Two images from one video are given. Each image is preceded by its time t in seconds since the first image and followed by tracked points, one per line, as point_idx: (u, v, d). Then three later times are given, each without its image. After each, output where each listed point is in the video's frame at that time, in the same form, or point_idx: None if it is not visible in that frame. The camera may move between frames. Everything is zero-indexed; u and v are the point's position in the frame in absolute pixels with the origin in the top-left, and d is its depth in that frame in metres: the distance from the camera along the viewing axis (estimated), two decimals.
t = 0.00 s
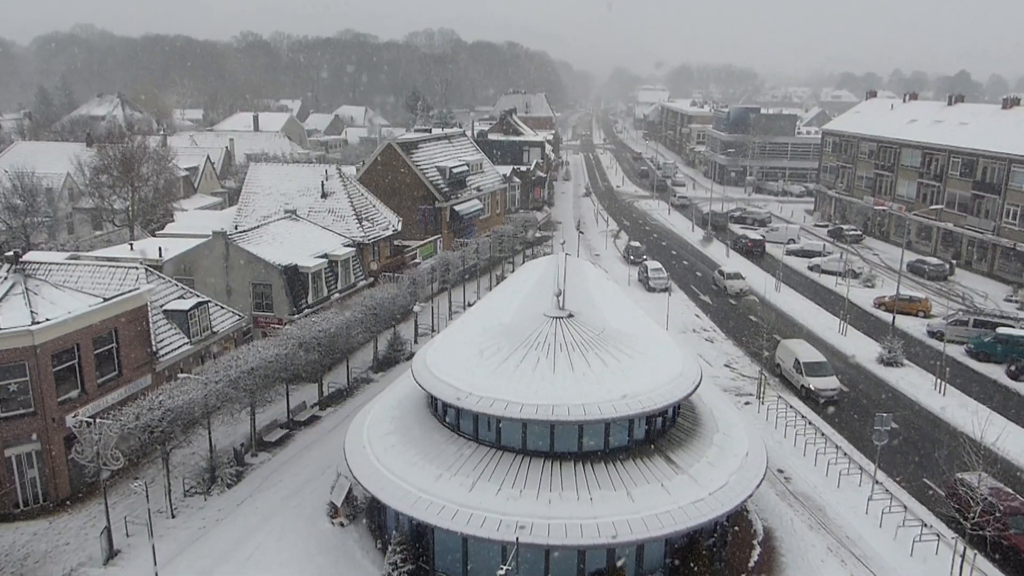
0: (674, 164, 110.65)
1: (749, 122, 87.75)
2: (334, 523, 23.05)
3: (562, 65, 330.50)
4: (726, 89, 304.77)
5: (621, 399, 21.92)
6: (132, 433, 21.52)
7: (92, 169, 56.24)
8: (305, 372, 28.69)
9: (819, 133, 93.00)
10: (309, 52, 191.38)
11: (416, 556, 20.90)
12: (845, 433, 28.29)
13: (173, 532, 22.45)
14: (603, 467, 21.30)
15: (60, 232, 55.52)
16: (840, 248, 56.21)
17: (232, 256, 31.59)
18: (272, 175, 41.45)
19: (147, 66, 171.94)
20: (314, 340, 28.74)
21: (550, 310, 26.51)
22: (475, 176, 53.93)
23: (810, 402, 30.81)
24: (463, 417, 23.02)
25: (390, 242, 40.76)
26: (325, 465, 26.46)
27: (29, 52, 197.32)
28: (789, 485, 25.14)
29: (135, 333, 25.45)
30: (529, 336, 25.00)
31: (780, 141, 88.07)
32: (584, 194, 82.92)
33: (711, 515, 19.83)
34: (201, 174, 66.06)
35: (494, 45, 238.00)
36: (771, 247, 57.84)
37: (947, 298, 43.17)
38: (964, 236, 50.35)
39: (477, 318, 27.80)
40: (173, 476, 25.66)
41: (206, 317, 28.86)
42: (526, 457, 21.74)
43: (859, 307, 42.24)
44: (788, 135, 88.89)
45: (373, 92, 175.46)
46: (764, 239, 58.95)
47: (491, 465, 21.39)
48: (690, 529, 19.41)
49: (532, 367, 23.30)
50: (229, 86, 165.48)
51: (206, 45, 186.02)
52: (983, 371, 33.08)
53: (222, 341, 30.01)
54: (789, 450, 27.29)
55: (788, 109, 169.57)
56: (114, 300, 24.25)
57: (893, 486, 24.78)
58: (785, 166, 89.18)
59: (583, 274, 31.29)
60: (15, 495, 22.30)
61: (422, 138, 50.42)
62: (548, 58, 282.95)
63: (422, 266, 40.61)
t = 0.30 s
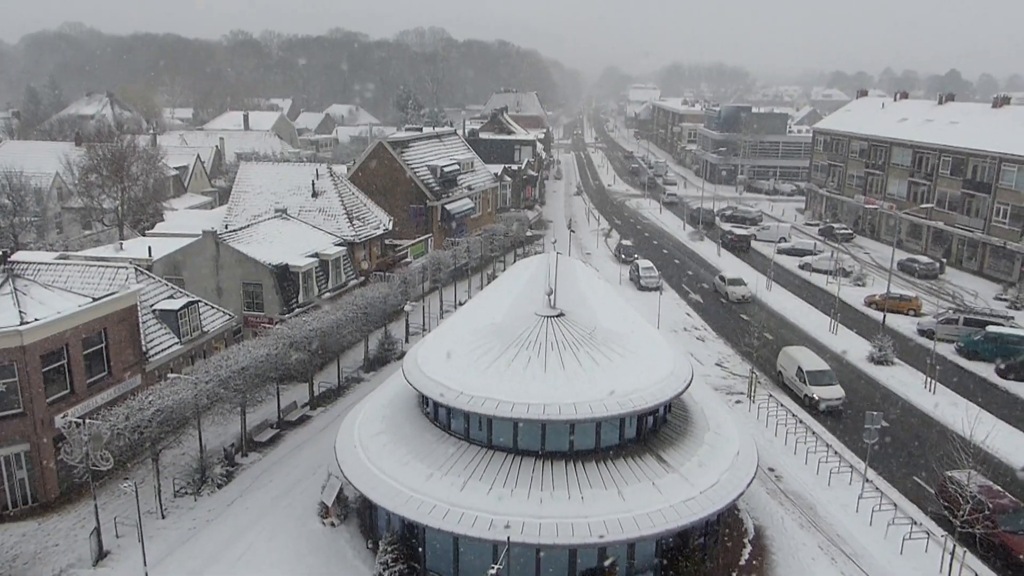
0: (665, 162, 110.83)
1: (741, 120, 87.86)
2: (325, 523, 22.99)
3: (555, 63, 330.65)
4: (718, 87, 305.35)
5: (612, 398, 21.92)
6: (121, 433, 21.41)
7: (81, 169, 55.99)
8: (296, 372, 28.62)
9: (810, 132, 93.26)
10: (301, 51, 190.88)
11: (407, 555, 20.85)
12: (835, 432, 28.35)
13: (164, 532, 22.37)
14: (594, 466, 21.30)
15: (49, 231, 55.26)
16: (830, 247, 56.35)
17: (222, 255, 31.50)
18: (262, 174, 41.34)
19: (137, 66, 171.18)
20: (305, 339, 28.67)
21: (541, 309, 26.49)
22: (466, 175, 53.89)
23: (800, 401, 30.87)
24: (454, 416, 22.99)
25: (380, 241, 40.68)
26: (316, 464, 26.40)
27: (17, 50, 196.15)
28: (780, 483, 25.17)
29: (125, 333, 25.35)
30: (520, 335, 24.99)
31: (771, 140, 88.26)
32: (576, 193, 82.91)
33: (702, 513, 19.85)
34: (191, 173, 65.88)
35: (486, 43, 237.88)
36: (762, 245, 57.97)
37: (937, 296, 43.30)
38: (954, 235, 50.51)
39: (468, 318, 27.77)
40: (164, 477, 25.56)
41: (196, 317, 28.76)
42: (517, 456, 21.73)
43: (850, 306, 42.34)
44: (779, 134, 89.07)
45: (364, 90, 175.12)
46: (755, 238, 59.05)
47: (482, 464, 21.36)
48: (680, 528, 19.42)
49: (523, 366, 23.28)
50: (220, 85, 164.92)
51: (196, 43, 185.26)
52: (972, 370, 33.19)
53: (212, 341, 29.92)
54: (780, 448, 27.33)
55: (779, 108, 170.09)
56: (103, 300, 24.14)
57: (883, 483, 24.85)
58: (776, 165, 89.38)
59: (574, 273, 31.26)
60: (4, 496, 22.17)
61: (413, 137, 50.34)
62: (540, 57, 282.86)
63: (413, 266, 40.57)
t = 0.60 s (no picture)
0: (655, 161, 111.01)
1: (731, 119, 88.04)
2: (315, 522, 22.90)
3: (546, 62, 330.76)
4: (709, 86, 306.13)
5: (602, 396, 21.90)
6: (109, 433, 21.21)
7: (67, 166, 55.63)
8: (286, 370, 28.50)
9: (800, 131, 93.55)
10: (291, 48, 190.11)
11: (397, 554, 20.78)
12: (825, 430, 28.43)
13: (153, 532, 22.22)
14: (585, 464, 21.27)
15: (35, 229, 54.85)
16: (820, 245, 56.54)
17: (211, 253, 31.33)
18: (251, 172, 41.14)
19: (125, 63, 170.07)
20: (295, 337, 28.55)
21: (531, 307, 26.43)
22: (457, 173, 53.80)
23: (790, 399, 30.95)
24: (444, 415, 22.92)
25: (370, 239, 40.56)
26: (306, 463, 26.29)
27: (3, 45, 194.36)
28: (770, 481, 25.22)
29: (112, 332, 25.15)
30: (511, 333, 24.94)
31: (761, 138, 88.50)
32: (566, 191, 82.89)
33: (693, 512, 19.87)
34: (179, 171, 65.57)
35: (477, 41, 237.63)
36: (752, 244, 58.14)
37: (926, 295, 43.48)
38: (943, 234, 50.73)
39: (458, 316, 27.68)
40: (152, 476, 25.39)
41: (184, 316, 28.58)
42: (508, 455, 21.68)
43: (839, 304, 42.49)
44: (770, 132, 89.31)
45: (355, 88, 174.60)
46: (745, 236, 59.20)
47: (472, 463, 21.31)
48: (671, 526, 19.43)
49: (514, 364, 23.22)
50: (209, 82, 164.07)
51: (185, 40, 184.18)
52: (961, 368, 33.34)
53: (201, 340, 29.75)
54: (770, 447, 27.38)
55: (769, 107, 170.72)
56: (90, 298, 23.93)
57: (873, 481, 24.92)
58: (766, 164, 89.62)
59: (565, 271, 31.21)
60: None
61: (403, 134, 50.20)
62: (531, 55, 282.76)
63: (403, 264, 40.49)
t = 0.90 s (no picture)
0: (647, 158, 111.10)
1: (722, 116, 88.17)
2: (307, 522, 22.80)
3: (536, 59, 330.60)
4: (699, 83, 306.54)
5: (596, 394, 21.87)
6: (99, 434, 21.02)
7: (55, 165, 55.28)
8: (277, 370, 28.34)
9: (792, 128, 93.73)
10: (281, 45, 189.19)
11: (390, 555, 20.70)
12: (817, 427, 28.51)
13: (144, 534, 22.07)
14: (578, 462, 21.23)
15: (23, 229, 54.47)
16: (811, 242, 56.71)
17: (201, 253, 31.13)
18: (241, 171, 40.89)
19: (112, 60, 168.83)
20: (286, 337, 28.40)
21: (524, 305, 26.37)
22: (448, 172, 53.67)
23: (782, 397, 31.03)
24: (437, 414, 22.84)
25: (362, 238, 40.43)
26: (298, 464, 26.16)
27: None
28: (763, 478, 25.27)
29: (101, 333, 24.94)
30: (503, 332, 24.86)
31: (752, 135, 88.68)
32: (557, 189, 82.85)
33: (686, 509, 19.87)
34: (168, 170, 65.27)
35: (468, 38, 237.07)
36: (743, 241, 58.29)
37: (917, 291, 43.67)
38: (934, 230, 50.95)
39: (451, 315, 27.59)
40: (142, 478, 25.22)
41: (175, 316, 28.39)
42: (501, 454, 21.61)
43: (831, 301, 42.64)
44: (761, 129, 89.47)
45: (345, 85, 173.90)
46: (737, 234, 59.31)
47: (465, 462, 21.24)
48: (665, 523, 19.43)
49: (506, 363, 23.16)
50: (199, 80, 163.09)
51: (173, 37, 183.03)
52: (952, 364, 33.53)
53: (191, 341, 29.56)
54: (763, 444, 27.44)
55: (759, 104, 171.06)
56: (79, 299, 23.72)
57: (865, 477, 25.01)
58: (757, 161, 89.81)
59: (558, 270, 31.17)
60: None
61: (394, 132, 50.01)
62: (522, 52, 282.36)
63: (396, 263, 40.38)
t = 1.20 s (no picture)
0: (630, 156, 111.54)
1: (705, 115, 88.68)
2: (291, 522, 22.65)
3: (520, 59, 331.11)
4: (681, 82, 308.20)
5: (580, 392, 21.92)
6: (79, 435, 20.73)
7: (33, 162, 54.61)
8: (260, 370, 28.14)
9: (773, 127, 94.47)
10: (263, 43, 187.91)
11: (374, 554, 20.61)
12: (799, 423, 28.75)
13: (124, 535, 21.83)
14: (563, 460, 21.26)
15: None
16: (793, 240, 57.19)
17: (182, 251, 30.86)
18: (222, 169, 40.59)
19: (91, 57, 166.77)
20: (269, 336, 28.20)
21: (508, 304, 26.36)
22: (432, 170, 53.56)
23: (765, 393, 31.26)
24: (421, 413, 22.78)
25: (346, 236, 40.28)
26: (280, 464, 25.99)
27: None
28: (746, 474, 25.44)
29: (80, 332, 24.63)
30: (488, 330, 24.85)
31: (734, 134, 89.28)
32: (541, 187, 82.93)
33: (670, 506, 19.97)
34: (149, 168, 64.75)
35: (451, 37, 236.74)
36: (726, 238, 58.69)
37: (897, 288, 44.17)
38: (913, 228, 51.55)
39: (435, 314, 27.53)
40: (123, 479, 24.94)
41: (156, 315, 28.13)
42: (485, 452, 21.60)
43: (812, 298, 43.03)
44: (743, 128, 90.09)
45: (328, 84, 173.03)
46: (720, 232, 59.65)
47: (450, 460, 21.20)
48: (649, 520, 19.52)
49: (491, 361, 23.14)
50: (179, 78, 161.59)
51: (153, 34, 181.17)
52: (932, 360, 33.94)
53: (173, 340, 29.29)
54: (746, 440, 27.62)
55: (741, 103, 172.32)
56: (58, 298, 23.40)
57: (846, 473, 25.24)
58: (739, 159, 90.44)
59: (542, 268, 31.21)
60: None
61: (378, 130, 49.85)
62: (505, 51, 282.49)
63: (379, 262, 40.26)
